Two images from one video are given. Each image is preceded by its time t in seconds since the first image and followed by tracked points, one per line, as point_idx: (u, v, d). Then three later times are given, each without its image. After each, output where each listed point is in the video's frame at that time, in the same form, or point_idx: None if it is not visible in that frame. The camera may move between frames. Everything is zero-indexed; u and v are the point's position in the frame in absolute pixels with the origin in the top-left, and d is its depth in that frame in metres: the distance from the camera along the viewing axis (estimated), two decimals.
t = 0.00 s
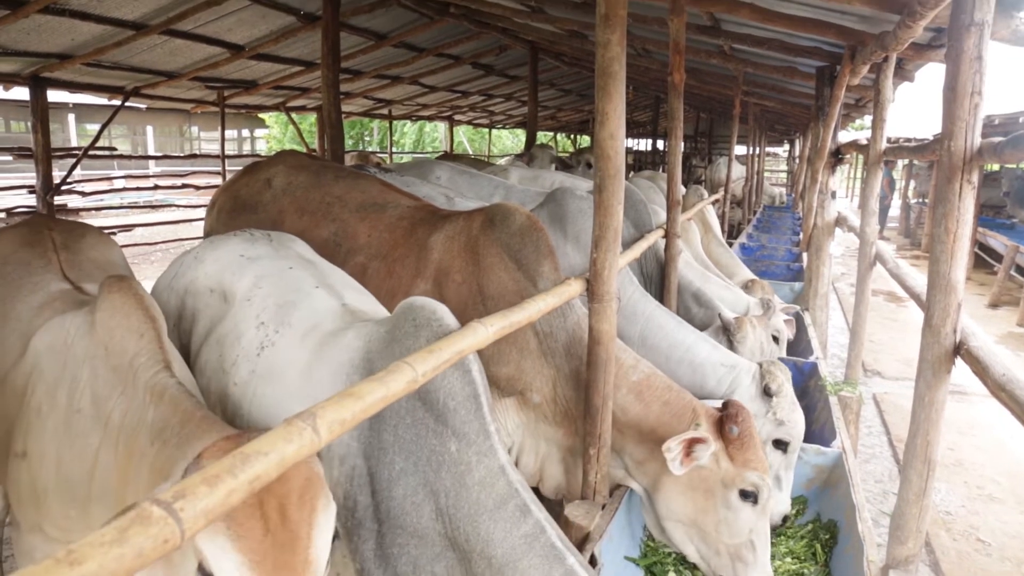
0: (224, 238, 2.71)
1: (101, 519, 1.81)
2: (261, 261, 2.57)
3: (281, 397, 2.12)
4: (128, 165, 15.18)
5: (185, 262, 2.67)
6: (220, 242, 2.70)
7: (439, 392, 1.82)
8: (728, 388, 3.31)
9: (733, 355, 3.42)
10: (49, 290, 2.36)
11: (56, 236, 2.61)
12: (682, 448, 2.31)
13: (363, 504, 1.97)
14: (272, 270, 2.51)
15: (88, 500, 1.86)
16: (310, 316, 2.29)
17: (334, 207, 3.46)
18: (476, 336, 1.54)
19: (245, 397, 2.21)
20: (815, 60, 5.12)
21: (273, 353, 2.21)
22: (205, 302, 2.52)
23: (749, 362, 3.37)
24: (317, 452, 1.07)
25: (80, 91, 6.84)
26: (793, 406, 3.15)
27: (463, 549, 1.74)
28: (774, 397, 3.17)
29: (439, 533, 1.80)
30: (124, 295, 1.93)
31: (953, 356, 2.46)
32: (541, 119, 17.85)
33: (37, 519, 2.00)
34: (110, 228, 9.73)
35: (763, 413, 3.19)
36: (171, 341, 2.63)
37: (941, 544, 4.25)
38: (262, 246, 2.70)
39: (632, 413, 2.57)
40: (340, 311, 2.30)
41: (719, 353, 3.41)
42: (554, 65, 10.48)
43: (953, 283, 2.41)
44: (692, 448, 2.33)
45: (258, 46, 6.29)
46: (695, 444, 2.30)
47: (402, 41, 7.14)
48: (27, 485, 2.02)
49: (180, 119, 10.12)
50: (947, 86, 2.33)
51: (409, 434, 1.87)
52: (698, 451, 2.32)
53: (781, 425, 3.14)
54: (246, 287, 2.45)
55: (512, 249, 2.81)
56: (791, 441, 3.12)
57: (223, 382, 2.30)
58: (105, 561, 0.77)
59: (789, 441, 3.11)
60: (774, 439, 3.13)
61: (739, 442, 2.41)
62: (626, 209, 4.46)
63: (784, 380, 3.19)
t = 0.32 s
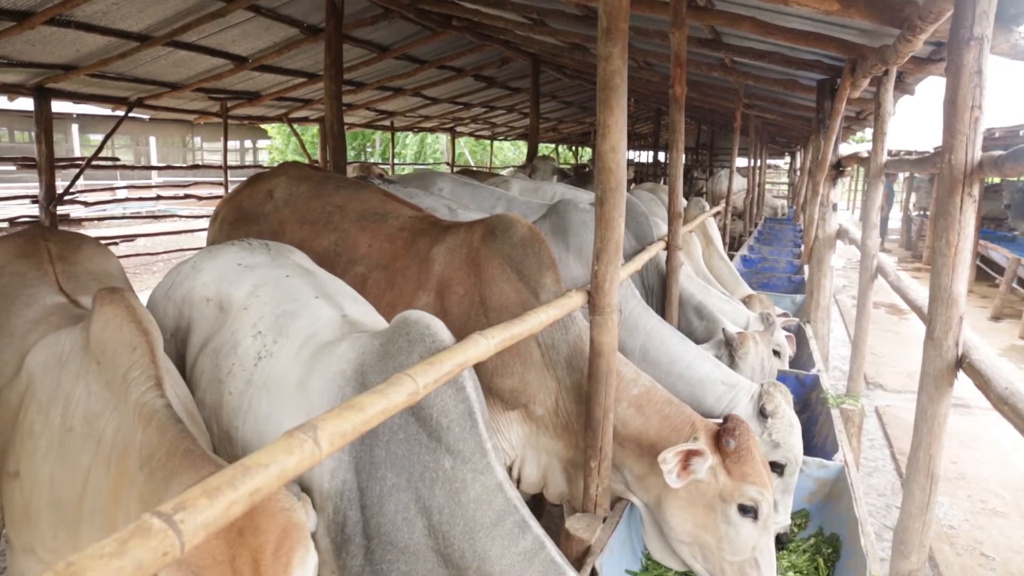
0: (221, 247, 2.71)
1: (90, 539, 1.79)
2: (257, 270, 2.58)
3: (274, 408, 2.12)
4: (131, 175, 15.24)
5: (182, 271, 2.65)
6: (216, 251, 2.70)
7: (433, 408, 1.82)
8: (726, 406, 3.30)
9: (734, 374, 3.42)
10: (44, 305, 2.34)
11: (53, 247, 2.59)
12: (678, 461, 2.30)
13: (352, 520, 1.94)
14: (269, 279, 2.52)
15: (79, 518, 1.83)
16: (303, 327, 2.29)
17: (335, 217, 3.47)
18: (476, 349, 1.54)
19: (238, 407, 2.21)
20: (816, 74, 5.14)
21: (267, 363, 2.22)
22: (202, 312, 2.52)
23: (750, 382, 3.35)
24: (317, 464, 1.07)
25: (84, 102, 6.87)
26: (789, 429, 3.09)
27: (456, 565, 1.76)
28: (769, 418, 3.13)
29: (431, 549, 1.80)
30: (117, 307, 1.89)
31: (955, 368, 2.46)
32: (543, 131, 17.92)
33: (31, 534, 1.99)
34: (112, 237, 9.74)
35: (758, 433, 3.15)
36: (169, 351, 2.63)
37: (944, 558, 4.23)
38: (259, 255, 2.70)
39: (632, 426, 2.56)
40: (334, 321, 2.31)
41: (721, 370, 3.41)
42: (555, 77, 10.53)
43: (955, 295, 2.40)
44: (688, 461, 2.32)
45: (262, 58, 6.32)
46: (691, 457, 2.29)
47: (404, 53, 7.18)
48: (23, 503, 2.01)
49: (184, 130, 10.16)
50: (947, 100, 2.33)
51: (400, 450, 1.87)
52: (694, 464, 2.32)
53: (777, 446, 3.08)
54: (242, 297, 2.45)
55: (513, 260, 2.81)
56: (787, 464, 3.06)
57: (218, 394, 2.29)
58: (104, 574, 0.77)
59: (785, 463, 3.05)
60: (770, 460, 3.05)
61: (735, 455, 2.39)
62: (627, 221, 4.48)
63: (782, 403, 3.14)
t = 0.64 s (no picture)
0: (220, 261, 2.72)
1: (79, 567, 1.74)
2: (256, 285, 2.58)
3: (269, 427, 2.11)
4: (134, 189, 15.30)
5: (182, 285, 2.66)
6: (215, 266, 2.70)
7: (431, 428, 1.80)
8: (729, 419, 3.35)
9: (734, 384, 3.45)
10: (44, 324, 2.33)
11: (54, 266, 2.62)
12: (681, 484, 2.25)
13: (351, 540, 1.95)
14: (267, 294, 2.52)
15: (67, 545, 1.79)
16: (300, 343, 2.29)
17: (335, 232, 3.47)
18: (478, 366, 1.53)
19: (234, 423, 2.21)
20: (818, 91, 5.15)
21: (265, 380, 2.22)
22: (199, 327, 2.52)
23: (750, 390, 3.40)
24: (317, 482, 1.05)
25: (89, 116, 6.91)
26: (795, 434, 3.13)
27: None
28: (774, 427, 3.17)
29: (429, 570, 1.79)
30: (113, 327, 1.87)
31: (959, 386, 2.44)
32: (544, 147, 17.99)
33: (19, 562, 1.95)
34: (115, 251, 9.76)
35: (764, 442, 3.20)
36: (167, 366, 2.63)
37: None
38: (258, 269, 2.71)
39: (635, 445, 2.55)
40: (331, 338, 2.31)
41: (721, 383, 3.43)
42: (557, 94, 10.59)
43: (958, 313, 2.39)
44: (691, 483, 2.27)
45: (266, 73, 6.36)
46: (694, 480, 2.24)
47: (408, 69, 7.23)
48: (13, 529, 1.97)
49: (187, 144, 10.22)
50: (948, 117, 2.33)
51: (399, 469, 1.85)
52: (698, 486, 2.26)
53: (785, 454, 3.11)
54: (240, 312, 2.46)
55: (513, 277, 2.80)
56: (797, 471, 3.09)
57: (214, 410, 2.29)
58: None
59: (795, 471, 3.08)
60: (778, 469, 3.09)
61: (737, 473, 2.35)
62: (629, 237, 4.49)
63: (784, 410, 3.19)
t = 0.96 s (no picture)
0: (203, 275, 2.72)
1: None
2: (239, 299, 2.58)
3: (259, 445, 2.09)
4: (136, 201, 15.36)
5: (167, 300, 2.67)
6: (200, 279, 2.71)
7: (426, 446, 1.80)
8: (734, 421, 3.33)
9: (735, 386, 3.44)
10: (35, 353, 2.26)
11: (46, 290, 2.52)
12: (671, 519, 2.23)
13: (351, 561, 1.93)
14: (251, 308, 2.52)
15: None
16: (289, 359, 2.29)
17: (340, 246, 3.49)
18: (479, 378, 1.53)
19: (223, 441, 2.19)
20: (818, 105, 5.17)
21: (253, 400, 2.20)
22: (182, 341, 2.52)
23: (750, 389, 3.40)
24: (319, 496, 1.05)
25: (93, 129, 6.94)
26: (802, 429, 3.20)
27: None
28: (779, 424, 3.20)
29: None
30: (98, 348, 1.85)
31: (961, 402, 2.43)
32: (546, 160, 18.05)
33: None
34: (116, 262, 9.78)
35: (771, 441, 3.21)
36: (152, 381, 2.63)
37: None
38: (241, 282, 2.72)
39: (640, 466, 2.54)
40: (320, 353, 2.31)
41: (722, 386, 3.42)
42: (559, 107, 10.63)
43: (960, 327, 2.39)
44: (684, 516, 2.26)
45: (269, 86, 6.39)
46: (685, 513, 2.23)
47: (410, 82, 7.27)
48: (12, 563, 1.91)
49: (190, 156, 10.26)
50: (948, 131, 2.33)
51: (395, 488, 1.85)
52: (691, 518, 2.25)
53: (794, 450, 3.17)
54: (225, 327, 2.46)
55: (523, 290, 2.81)
56: (807, 464, 3.16)
57: (201, 427, 2.27)
58: None
59: (806, 465, 3.15)
60: (789, 465, 3.17)
61: (733, 502, 2.28)
62: (630, 250, 4.50)
63: (788, 406, 3.22)
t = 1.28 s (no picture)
0: (202, 283, 2.72)
1: None
2: (238, 308, 2.59)
3: (259, 455, 2.08)
4: (140, 212, 15.44)
5: (167, 309, 2.67)
6: (199, 288, 2.71)
7: (427, 458, 1.79)
8: (733, 452, 3.33)
9: (736, 415, 3.42)
10: (27, 365, 2.23)
11: (41, 305, 2.52)
12: (684, 520, 2.25)
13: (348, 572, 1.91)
14: (250, 317, 2.52)
15: None
16: (290, 369, 2.29)
17: (346, 258, 3.49)
18: (481, 392, 1.53)
19: (222, 450, 2.18)
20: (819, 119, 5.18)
21: (253, 409, 2.19)
22: (181, 350, 2.51)
23: (752, 421, 3.38)
24: (318, 510, 1.04)
25: (97, 140, 6.98)
26: (799, 467, 3.11)
27: None
28: (776, 461, 3.14)
29: None
30: (90, 360, 1.79)
31: (964, 416, 2.42)
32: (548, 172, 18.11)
33: None
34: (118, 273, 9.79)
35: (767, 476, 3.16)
36: (149, 390, 2.63)
37: None
38: (240, 290, 2.72)
39: (650, 476, 2.53)
40: (321, 363, 2.32)
41: (723, 415, 3.41)
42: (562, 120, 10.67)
43: (963, 341, 2.38)
44: (696, 519, 2.28)
45: (272, 98, 6.42)
46: (698, 515, 2.25)
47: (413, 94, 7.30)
48: None
49: (193, 167, 10.29)
50: (949, 146, 2.33)
51: (394, 498, 1.84)
52: (702, 521, 2.27)
53: (789, 487, 3.10)
54: (225, 336, 2.46)
55: (538, 300, 2.80)
56: (801, 501, 3.08)
57: (199, 436, 2.26)
58: None
59: (799, 502, 3.08)
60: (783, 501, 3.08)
61: (745, 508, 2.32)
62: (631, 263, 4.51)
63: (787, 443, 3.15)
